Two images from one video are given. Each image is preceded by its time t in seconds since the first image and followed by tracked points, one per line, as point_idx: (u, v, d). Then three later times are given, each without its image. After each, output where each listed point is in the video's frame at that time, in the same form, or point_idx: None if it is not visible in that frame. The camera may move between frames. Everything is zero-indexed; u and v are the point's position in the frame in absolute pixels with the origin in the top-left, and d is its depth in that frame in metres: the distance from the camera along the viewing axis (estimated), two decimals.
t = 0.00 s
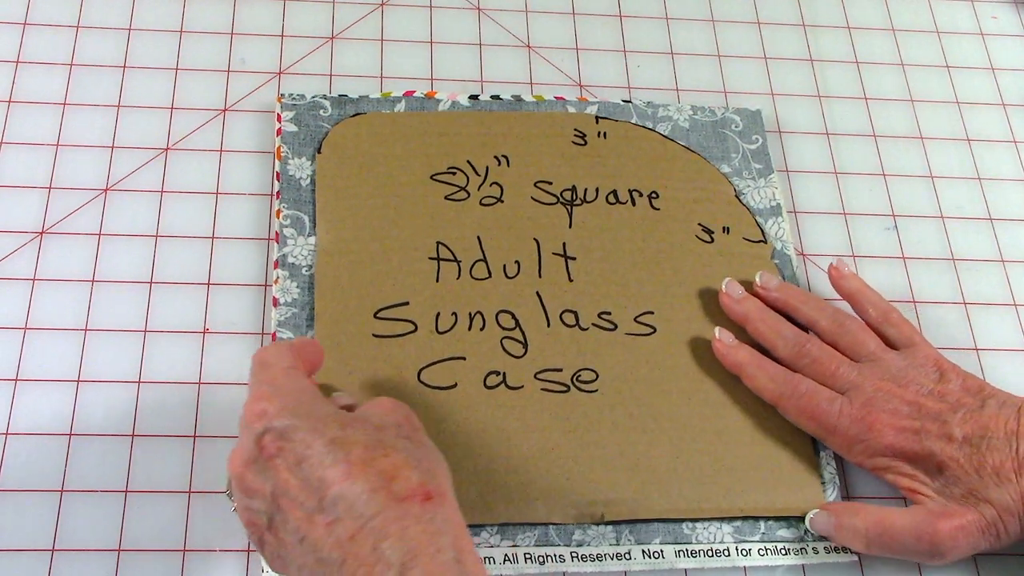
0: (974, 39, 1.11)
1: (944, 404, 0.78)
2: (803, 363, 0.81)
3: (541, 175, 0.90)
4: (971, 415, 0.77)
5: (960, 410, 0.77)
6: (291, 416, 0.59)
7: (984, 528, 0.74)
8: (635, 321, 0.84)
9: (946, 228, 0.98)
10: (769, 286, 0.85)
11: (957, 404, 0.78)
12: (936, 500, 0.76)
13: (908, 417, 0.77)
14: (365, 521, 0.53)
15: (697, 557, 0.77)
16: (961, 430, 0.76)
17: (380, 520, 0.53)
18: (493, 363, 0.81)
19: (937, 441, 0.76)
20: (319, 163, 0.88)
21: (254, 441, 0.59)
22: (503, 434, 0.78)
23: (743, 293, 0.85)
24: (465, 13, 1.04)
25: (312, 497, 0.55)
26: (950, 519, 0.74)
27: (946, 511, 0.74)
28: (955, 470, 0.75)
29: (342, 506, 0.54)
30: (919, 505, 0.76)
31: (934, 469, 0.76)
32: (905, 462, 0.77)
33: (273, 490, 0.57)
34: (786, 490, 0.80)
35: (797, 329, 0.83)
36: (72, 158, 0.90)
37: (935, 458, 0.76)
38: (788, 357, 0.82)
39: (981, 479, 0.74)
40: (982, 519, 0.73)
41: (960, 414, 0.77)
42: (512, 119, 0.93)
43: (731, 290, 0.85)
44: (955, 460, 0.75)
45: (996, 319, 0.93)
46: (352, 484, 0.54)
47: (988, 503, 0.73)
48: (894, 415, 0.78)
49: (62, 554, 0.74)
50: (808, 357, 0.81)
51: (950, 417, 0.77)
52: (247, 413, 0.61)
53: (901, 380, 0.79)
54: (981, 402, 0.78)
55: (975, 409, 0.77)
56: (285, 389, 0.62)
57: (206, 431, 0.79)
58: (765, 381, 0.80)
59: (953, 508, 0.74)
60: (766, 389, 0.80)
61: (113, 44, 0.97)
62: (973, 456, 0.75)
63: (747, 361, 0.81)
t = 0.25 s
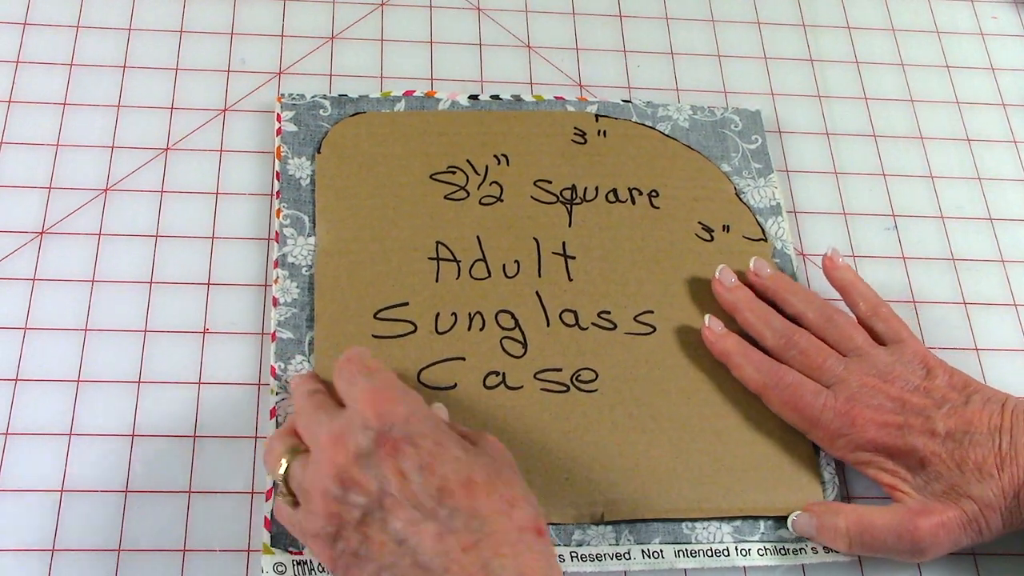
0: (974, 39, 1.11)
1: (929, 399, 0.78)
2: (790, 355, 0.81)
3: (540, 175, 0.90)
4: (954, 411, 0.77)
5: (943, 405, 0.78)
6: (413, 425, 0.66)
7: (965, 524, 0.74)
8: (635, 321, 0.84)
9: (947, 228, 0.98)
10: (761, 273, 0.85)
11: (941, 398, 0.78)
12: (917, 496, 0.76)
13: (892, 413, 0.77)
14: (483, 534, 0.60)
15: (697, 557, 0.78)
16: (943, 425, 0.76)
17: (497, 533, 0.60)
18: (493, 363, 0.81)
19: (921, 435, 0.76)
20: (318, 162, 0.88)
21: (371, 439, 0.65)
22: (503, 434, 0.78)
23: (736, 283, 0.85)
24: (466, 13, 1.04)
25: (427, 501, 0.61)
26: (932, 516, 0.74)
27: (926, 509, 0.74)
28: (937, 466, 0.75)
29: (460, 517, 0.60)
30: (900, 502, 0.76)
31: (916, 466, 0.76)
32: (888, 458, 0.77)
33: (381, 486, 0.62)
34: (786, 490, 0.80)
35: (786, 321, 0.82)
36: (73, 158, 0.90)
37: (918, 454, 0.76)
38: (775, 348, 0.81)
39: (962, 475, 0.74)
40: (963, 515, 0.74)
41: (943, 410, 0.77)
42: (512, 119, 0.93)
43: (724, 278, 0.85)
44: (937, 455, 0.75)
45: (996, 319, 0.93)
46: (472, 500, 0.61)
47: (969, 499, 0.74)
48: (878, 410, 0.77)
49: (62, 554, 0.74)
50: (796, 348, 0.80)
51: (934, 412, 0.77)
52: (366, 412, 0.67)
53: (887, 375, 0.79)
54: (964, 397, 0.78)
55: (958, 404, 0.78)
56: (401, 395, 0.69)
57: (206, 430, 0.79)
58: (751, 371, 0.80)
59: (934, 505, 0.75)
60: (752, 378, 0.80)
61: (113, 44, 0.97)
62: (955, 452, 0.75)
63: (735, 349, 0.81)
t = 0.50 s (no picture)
0: (974, 39, 1.11)
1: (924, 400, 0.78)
2: (787, 356, 0.81)
3: (540, 175, 0.90)
4: (950, 412, 0.77)
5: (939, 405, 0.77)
6: (469, 462, 0.68)
7: (961, 526, 0.74)
8: (634, 321, 0.84)
9: (947, 228, 0.98)
10: (757, 275, 0.85)
11: (937, 399, 0.78)
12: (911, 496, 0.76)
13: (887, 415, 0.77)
14: None
15: (696, 557, 0.78)
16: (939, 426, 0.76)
17: None
18: (492, 364, 0.81)
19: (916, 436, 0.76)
20: (317, 162, 0.88)
21: (427, 477, 0.66)
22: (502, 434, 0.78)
23: (734, 282, 0.85)
24: (466, 13, 1.04)
25: (481, 544, 0.63)
26: (926, 517, 0.74)
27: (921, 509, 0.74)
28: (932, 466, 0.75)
29: (512, 561, 0.62)
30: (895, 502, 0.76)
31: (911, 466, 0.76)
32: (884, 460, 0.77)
33: (436, 523, 0.64)
34: (786, 489, 0.80)
35: (783, 321, 0.82)
36: (73, 158, 0.90)
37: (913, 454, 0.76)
38: (773, 349, 0.81)
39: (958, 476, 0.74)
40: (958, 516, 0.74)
41: (939, 411, 0.77)
42: (512, 119, 0.93)
43: (722, 278, 0.85)
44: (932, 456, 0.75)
45: (996, 320, 0.93)
46: (526, 545, 0.63)
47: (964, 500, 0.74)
48: (874, 412, 0.77)
49: (62, 554, 0.74)
50: (792, 349, 0.81)
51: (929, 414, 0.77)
52: (421, 446, 0.68)
53: (884, 377, 0.79)
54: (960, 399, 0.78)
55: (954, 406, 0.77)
56: (455, 432, 0.70)
57: (206, 431, 0.79)
58: (747, 373, 0.80)
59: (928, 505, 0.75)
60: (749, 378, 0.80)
61: (113, 44, 0.97)
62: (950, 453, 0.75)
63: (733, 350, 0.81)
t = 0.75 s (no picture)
0: (974, 39, 1.11)
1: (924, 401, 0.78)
2: (787, 355, 0.81)
3: (538, 175, 0.90)
4: (950, 414, 0.77)
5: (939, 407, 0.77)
6: (484, 468, 0.69)
7: (958, 528, 0.74)
8: (633, 321, 0.84)
9: (947, 228, 0.98)
10: (757, 272, 0.85)
11: (937, 401, 0.78)
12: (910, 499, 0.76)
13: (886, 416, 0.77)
14: None
15: (695, 558, 0.78)
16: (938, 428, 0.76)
17: None
18: (491, 364, 0.81)
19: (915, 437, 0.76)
20: (316, 162, 0.88)
21: (444, 481, 0.68)
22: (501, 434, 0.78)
23: (738, 277, 0.84)
24: (465, 13, 1.04)
25: (494, 550, 0.65)
26: (925, 519, 0.74)
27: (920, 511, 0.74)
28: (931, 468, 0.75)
29: (524, 566, 0.64)
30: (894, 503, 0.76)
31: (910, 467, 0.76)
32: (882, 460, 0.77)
33: (451, 527, 0.66)
34: (785, 490, 0.80)
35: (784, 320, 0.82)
36: (73, 158, 0.90)
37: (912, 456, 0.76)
38: (773, 348, 0.81)
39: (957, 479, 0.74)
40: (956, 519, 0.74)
41: (939, 413, 0.77)
42: (511, 118, 0.93)
43: (726, 272, 0.84)
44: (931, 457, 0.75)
45: (996, 320, 0.93)
46: (538, 552, 0.65)
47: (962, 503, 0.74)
48: (873, 414, 0.77)
49: (62, 554, 0.74)
50: (792, 349, 0.80)
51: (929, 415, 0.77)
52: (437, 451, 0.69)
53: (883, 378, 0.79)
54: (959, 400, 0.78)
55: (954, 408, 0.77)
56: (469, 437, 0.71)
57: (206, 431, 0.79)
58: (747, 372, 0.80)
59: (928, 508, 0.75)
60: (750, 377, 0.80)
61: (113, 44, 0.97)
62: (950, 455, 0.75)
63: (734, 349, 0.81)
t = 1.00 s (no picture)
0: (974, 39, 1.11)
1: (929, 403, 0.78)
2: (795, 348, 0.79)
3: (537, 174, 0.90)
4: (955, 418, 0.77)
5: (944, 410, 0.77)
6: (481, 468, 0.69)
7: (961, 533, 0.75)
8: (631, 321, 0.84)
9: (946, 228, 0.98)
10: (768, 257, 0.83)
11: (942, 404, 0.78)
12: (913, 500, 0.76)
13: (890, 416, 0.77)
14: None
15: (694, 558, 0.77)
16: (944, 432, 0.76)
17: None
18: (490, 363, 0.81)
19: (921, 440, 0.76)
20: (315, 162, 0.88)
21: (441, 482, 0.68)
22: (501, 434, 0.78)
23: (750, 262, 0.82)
24: (465, 13, 1.04)
25: (493, 550, 0.65)
26: (930, 522, 0.74)
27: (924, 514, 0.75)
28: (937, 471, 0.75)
29: (523, 566, 0.64)
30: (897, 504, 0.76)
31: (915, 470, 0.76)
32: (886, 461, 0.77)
33: (449, 527, 0.66)
34: (784, 490, 0.80)
35: (795, 312, 0.80)
36: (73, 158, 0.90)
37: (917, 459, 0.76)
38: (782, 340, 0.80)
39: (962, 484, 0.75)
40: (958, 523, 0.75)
41: (944, 416, 0.77)
42: (510, 118, 0.93)
43: (739, 258, 0.82)
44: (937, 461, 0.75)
45: (997, 320, 0.93)
46: (537, 552, 0.65)
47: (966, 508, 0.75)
48: (879, 413, 0.77)
49: (62, 554, 0.74)
50: (801, 342, 0.79)
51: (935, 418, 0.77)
52: (434, 452, 0.69)
53: (889, 378, 0.79)
54: (964, 403, 0.78)
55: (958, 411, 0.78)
56: (466, 437, 0.71)
57: (206, 431, 0.80)
58: (756, 364, 0.79)
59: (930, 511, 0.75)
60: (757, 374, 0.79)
61: (113, 45, 0.97)
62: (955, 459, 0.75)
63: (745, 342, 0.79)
